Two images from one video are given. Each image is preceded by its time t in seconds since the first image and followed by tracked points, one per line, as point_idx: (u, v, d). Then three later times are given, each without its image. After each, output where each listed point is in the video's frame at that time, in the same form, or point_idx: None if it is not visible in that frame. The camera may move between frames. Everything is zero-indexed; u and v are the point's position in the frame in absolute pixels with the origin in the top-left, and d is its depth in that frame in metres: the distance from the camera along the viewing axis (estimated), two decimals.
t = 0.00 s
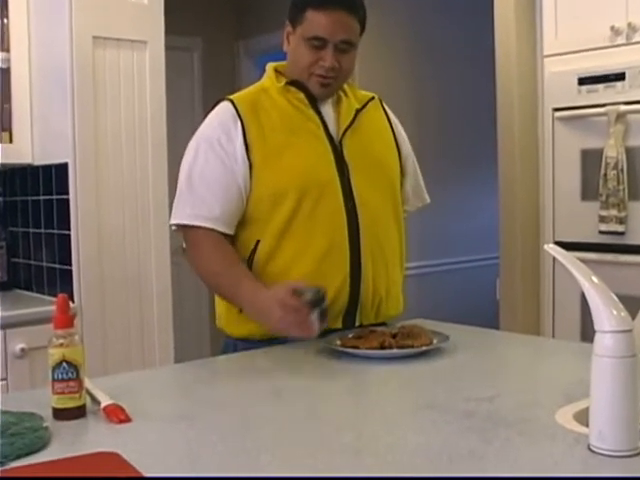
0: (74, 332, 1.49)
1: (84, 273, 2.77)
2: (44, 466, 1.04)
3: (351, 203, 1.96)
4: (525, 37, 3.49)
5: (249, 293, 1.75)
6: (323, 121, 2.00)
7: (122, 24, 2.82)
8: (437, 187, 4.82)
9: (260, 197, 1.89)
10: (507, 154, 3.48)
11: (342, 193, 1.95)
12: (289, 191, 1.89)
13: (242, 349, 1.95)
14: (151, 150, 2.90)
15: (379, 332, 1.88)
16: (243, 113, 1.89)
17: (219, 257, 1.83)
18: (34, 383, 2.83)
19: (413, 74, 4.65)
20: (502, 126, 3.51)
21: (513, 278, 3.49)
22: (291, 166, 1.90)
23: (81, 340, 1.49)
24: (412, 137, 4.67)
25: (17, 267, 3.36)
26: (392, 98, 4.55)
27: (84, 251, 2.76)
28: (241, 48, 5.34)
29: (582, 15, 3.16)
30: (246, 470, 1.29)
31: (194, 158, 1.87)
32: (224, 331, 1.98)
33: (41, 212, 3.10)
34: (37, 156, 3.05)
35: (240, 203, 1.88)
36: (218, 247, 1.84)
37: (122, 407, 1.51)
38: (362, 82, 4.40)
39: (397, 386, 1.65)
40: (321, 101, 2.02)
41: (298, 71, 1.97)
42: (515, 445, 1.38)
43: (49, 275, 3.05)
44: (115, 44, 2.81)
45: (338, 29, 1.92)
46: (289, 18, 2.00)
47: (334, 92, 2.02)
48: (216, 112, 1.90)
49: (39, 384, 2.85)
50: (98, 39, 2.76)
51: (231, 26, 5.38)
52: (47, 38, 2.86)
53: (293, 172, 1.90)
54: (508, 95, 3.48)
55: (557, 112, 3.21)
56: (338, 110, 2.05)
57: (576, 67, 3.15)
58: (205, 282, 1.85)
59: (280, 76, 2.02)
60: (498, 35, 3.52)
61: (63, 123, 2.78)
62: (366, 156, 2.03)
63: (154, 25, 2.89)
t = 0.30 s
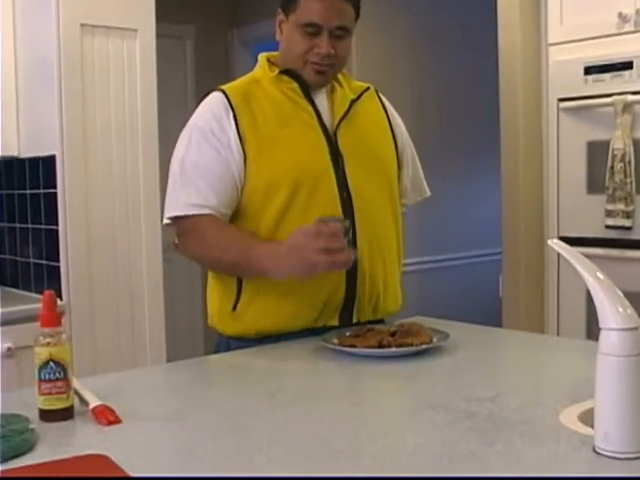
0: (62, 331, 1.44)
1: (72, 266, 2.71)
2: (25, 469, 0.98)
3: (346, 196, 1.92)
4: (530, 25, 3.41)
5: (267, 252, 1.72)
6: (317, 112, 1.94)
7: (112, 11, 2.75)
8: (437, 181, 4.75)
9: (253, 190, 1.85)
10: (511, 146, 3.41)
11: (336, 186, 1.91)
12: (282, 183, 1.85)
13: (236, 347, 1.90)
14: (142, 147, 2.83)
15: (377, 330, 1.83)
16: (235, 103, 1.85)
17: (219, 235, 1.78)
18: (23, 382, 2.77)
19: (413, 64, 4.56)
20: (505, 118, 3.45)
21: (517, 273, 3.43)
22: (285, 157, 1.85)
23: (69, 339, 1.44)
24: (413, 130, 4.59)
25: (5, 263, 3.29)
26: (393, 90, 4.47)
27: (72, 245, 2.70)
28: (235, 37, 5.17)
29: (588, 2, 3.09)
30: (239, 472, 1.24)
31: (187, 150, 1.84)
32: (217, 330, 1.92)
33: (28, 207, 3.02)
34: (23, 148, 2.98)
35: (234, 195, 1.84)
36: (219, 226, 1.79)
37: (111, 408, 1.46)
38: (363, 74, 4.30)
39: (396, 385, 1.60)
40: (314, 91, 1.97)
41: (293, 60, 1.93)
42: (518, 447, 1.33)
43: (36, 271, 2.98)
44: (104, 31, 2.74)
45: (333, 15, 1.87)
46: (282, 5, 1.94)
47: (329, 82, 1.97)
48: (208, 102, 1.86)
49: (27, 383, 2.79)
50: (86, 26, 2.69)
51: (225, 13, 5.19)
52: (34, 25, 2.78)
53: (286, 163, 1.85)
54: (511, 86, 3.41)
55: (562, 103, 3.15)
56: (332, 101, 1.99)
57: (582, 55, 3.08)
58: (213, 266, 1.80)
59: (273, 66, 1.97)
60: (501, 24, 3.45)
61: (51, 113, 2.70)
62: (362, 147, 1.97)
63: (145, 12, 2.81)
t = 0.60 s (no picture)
0: (48, 328, 1.39)
1: (60, 260, 2.60)
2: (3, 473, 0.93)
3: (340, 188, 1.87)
4: (533, 14, 3.34)
5: (270, 224, 1.71)
6: (311, 103, 1.89)
7: None
8: (438, 174, 4.69)
9: (245, 182, 1.80)
10: (513, 137, 3.35)
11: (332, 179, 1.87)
12: (275, 175, 1.80)
13: (229, 345, 1.85)
14: (131, 135, 2.73)
15: (375, 326, 1.78)
16: (226, 93, 1.79)
17: (215, 221, 1.74)
18: (10, 382, 2.70)
19: (414, 54, 4.49)
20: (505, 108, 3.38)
21: (519, 268, 3.38)
22: (279, 146, 1.80)
23: (55, 337, 1.40)
24: (414, 122, 4.52)
25: None
26: (394, 82, 4.40)
27: (60, 237, 2.60)
28: (228, 24, 5.09)
29: None
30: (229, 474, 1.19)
31: (177, 141, 1.78)
32: (209, 327, 1.87)
33: (13, 199, 2.87)
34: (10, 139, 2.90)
35: (224, 189, 1.80)
36: (214, 212, 1.75)
37: (99, 408, 1.41)
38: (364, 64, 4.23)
39: (394, 385, 1.55)
40: (308, 80, 1.91)
41: (287, 49, 1.87)
42: (520, 448, 1.28)
43: (22, 267, 2.83)
44: (91, 19, 2.63)
45: (329, 3, 1.82)
46: None
47: (323, 71, 1.91)
48: (198, 92, 1.80)
49: (14, 383, 2.71)
50: (73, 13, 2.59)
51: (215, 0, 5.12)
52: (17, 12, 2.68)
53: (280, 153, 1.80)
54: (514, 76, 3.34)
55: (567, 92, 3.08)
56: (326, 91, 1.94)
57: (587, 43, 3.01)
58: (215, 253, 1.76)
59: (265, 54, 1.91)
60: (504, 13, 3.38)
61: (36, 103, 2.61)
62: (357, 138, 1.92)
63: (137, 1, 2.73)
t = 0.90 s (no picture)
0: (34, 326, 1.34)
1: (47, 255, 2.54)
2: None
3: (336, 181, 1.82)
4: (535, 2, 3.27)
5: (262, 215, 1.67)
6: (306, 94, 1.84)
7: None
8: (439, 168, 4.63)
9: (237, 175, 1.75)
10: (515, 132, 3.30)
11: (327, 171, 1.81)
12: (268, 167, 1.75)
13: (221, 344, 1.80)
14: (119, 128, 2.66)
15: (372, 324, 1.73)
16: (217, 85, 1.74)
17: (206, 214, 1.70)
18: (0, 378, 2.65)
19: (414, 45, 4.43)
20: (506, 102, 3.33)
21: (522, 263, 3.33)
22: (272, 138, 1.76)
23: (41, 336, 1.35)
24: (415, 115, 4.46)
25: None
26: (394, 74, 4.34)
27: (46, 233, 2.53)
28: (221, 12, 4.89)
29: None
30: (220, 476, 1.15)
31: (167, 134, 1.74)
32: (201, 325, 1.82)
33: None
34: None
35: (215, 183, 1.75)
36: (207, 205, 1.71)
37: (87, 409, 1.37)
38: (364, 55, 4.17)
39: (392, 384, 1.51)
40: (303, 71, 1.86)
41: (280, 37, 1.82)
42: (523, 449, 1.24)
43: (6, 265, 2.74)
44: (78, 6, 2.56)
45: None
46: None
47: (318, 61, 1.86)
48: (188, 83, 1.75)
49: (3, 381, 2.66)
50: None
51: None
52: None
53: (273, 145, 1.76)
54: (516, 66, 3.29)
55: (571, 82, 3.02)
56: (322, 81, 1.89)
57: (591, 31, 2.96)
58: (206, 248, 1.72)
59: (258, 43, 1.86)
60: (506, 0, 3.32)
61: (20, 93, 2.53)
62: (353, 130, 1.87)
63: None
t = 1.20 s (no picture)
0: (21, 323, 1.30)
1: (34, 250, 2.48)
2: None
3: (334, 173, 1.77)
4: None
5: (255, 208, 1.63)
6: (302, 83, 1.79)
7: None
8: (442, 161, 4.57)
9: (231, 166, 1.70)
10: (519, 126, 3.25)
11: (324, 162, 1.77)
12: (262, 159, 1.71)
13: (214, 342, 1.75)
14: (110, 124, 2.57)
15: (371, 321, 1.68)
16: (210, 72, 1.70)
17: (197, 205, 1.66)
18: None
19: (417, 36, 4.37)
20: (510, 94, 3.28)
21: (527, 259, 3.28)
22: (266, 129, 1.71)
23: (28, 332, 1.30)
24: (418, 108, 4.40)
25: None
26: (395, 67, 4.28)
27: (34, 227, 2.47)
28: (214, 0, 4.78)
29: None
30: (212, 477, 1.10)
31: (157, 125, 1.69)
32: (194, 323, 1.78)
33: None
34: None
35: (207, 174, 1.71)
36: (196, 198, 1.67)
37: (75, 409, 1.32)
38: (365, 46, 4.11)
39: (391, 382, 1.46)
40: (300, 59, 1.82)
41: (276, 24, 1.77)
42: (527, 449, 1.19)
43: None
44: None
45: None
46: None
47: (315, 49, 1.82)
48: (181, 71, 1.70)
49: None
50: None
51: None
52: None
53: (267, 136, 1.71)
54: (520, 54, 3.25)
55: (577, 71, 2.96)
56: (319, 70, 1.84)
57: (598, 18, 2.90)
58: (195, 242, 1.67)
59: (253, 29, 1.82)
60: None
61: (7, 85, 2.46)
62: (352, 120, 1.82)
63: None
